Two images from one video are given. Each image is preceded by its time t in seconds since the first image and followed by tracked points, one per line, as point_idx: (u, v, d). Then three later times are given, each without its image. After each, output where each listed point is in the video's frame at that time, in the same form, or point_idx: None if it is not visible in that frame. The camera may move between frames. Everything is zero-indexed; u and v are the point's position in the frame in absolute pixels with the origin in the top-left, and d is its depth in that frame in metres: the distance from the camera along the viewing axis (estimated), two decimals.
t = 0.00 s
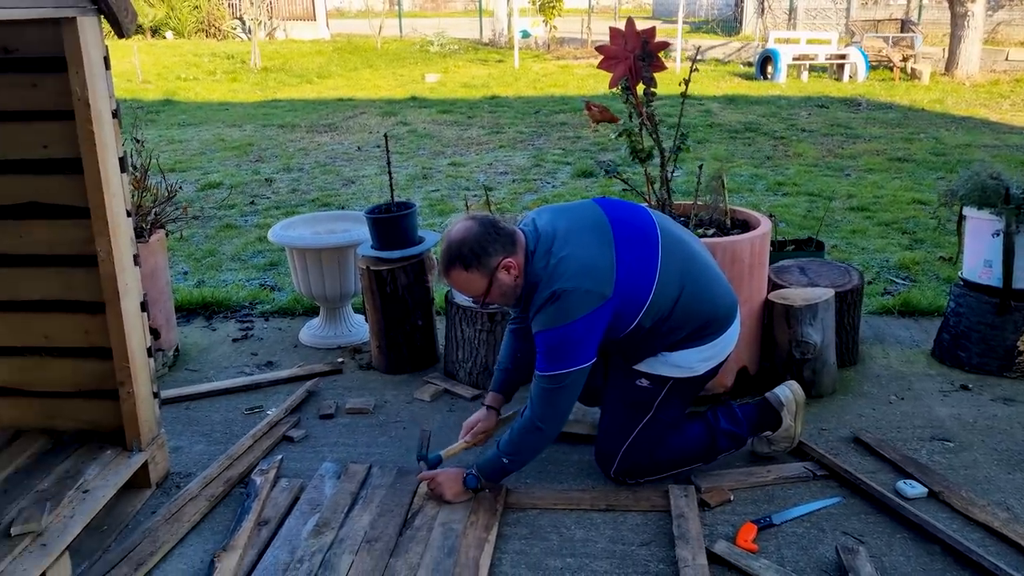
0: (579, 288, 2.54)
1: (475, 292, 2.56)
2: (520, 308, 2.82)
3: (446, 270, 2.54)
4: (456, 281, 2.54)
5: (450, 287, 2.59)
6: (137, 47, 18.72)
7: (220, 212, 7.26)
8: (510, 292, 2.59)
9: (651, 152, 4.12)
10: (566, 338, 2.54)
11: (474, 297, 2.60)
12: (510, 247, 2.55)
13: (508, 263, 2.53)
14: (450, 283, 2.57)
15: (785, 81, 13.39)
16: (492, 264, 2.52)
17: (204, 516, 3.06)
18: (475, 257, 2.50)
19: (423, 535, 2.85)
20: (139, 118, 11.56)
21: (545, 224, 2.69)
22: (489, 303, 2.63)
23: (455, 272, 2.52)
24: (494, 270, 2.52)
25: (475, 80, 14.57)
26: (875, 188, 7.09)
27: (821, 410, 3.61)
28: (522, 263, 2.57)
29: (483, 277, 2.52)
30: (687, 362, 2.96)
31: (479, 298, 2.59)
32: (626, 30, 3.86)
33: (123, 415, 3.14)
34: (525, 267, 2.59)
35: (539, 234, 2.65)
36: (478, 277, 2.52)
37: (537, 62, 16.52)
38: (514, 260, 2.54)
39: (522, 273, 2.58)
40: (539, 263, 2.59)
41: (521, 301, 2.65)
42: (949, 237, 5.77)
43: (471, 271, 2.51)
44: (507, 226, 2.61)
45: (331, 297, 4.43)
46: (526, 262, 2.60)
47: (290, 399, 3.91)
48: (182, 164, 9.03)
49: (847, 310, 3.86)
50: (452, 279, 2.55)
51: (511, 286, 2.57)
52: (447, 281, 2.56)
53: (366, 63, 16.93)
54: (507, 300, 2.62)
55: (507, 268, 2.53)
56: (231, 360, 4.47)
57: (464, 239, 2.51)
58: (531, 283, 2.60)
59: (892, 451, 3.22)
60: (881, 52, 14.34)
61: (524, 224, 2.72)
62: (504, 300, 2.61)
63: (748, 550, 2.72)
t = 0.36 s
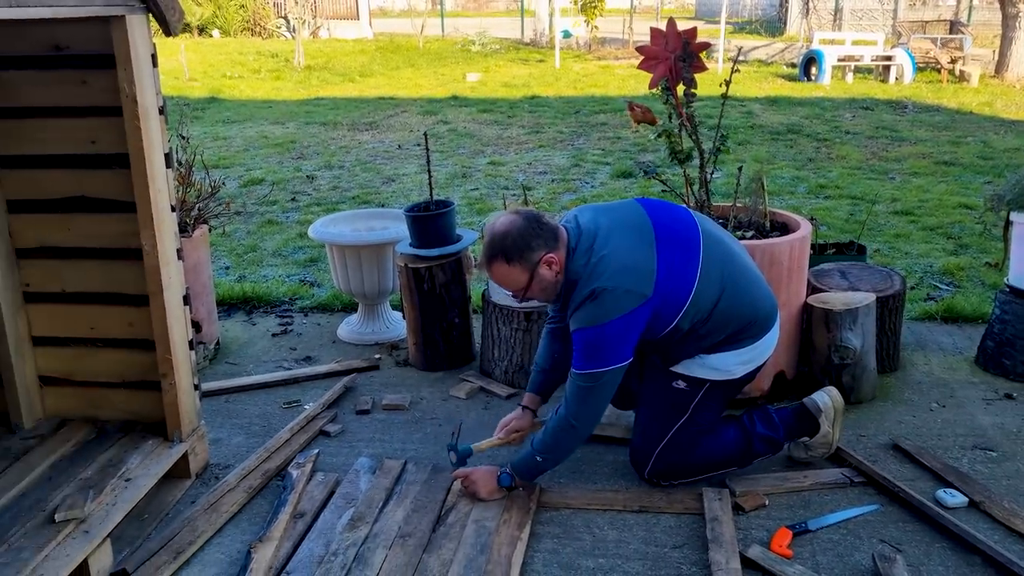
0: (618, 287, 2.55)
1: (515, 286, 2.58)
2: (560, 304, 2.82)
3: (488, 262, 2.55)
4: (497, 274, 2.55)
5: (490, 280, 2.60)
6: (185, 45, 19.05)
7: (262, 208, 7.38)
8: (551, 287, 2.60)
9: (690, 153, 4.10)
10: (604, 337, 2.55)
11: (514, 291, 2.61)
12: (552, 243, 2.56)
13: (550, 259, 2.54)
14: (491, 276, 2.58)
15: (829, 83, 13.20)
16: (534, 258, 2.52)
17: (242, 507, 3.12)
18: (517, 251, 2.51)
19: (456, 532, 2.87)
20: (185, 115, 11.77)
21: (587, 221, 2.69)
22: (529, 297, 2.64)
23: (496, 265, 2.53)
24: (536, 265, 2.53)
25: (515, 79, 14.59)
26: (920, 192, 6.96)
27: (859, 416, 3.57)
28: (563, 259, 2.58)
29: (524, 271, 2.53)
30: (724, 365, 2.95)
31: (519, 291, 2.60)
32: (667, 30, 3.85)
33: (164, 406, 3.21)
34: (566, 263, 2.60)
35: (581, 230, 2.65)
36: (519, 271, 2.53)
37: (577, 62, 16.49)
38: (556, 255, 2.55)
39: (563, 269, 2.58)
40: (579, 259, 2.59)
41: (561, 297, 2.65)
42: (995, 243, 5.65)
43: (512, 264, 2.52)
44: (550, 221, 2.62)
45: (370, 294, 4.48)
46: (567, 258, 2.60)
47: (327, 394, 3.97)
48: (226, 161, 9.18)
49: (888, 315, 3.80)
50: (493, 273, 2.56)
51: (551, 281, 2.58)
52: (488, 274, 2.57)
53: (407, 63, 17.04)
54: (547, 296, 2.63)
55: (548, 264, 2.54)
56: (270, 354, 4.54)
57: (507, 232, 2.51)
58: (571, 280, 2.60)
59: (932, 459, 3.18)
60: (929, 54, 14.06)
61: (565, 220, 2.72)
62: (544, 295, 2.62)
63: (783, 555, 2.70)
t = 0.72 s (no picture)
0: (651, 280, 2.54)
1: (541, 284, 2.57)
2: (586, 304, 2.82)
3: (514, 259, 2.54)
4: (523, 272, 2.54)
5: (514, 277, 2.60)
6: (215, 44, 19.24)
7: (289, 206, 7.44)
8: (575, 285, 2.60)
9: (716, 156, 4.08)
10: (646, 331, 2.52)
11: (539, 289, 2.61)
12: (578, 240, 2.56)
13: (576, 257, 2.54)
14: (516, 274, 2.58)
15: (859, 85, 13.06)
16: (560, 256, 2.52)
17: (265, 503, 3.15)
18: (544, 249, 2.50)
19: (476, 531, 2.88)
20: (215, 113, 11.90)
21: (609, 219, 2.70)
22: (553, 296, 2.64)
23: (522, 262, 2.52)
24: (562, 263, 2.53)
25: (542, 80, 14.59)
26: (951, 197, 6.87)
27: (885, 423, 3.53)
28: (589, 257, 2.58)
29: (551, 268, 2.53)
30: (750, 368, 2.94)
31: (544, 289, 2.59)
32: (694, 31, 3.84)
33: (190, 401, 3.25)
34: (592, 260, 2.60)
35: (607, 229, 2.65)
36: (546, 268, 2.52)
37: (605, 63, 16.44)
38: (582, 253, 2.55)
39: (589, 266, 2.58)
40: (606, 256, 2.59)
41: (586, 295, 2.65)
42: None
43: (539, 262, 2.51)
44: (576, 219, 2.62)
45: (394, 292, 4.50)
46: (593, 256, 2.60)
47: (351, 392, 3.99)
48: (254, 159, 9.27)
49: (916, 321, 3.75)
50: (519, 271, 2.56)
51: (577, 278, 2.58)
52: (513, 272, 2.56)
53: (435, 62, 17.09)
54: (573, 294, 2.63)
55: (574, 261, 2.54)
56: (295, 351, 4.58)
57: (533, 229, 2.51)
58: (597, 278, 2.60)
59: (959, 467, 3.13)
60: (961, 57, 13.88)
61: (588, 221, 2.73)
62: (568, 293, 2.62)
63: (805, 562, 2.67)
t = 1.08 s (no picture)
0: (675, 280, 2.51)
1: (556, 293, 2.56)
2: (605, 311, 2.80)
3: (529, 270, 2.54)
4: (538, 281, 2.54)
5: (531, 287, 2.59)
6: (229, 42, 19.31)
7: (302, 205, 7.46)
8: (591, 294, 2.59)
9: (731, 158, 4.06)
10: (680, 332, 2.49)
11: (555, 298, 2.60)
12: (592, 248, 2.55)
13: (591, 264, 2.53)
14: (532, 284, 2.57)
15: (874, 88, 12.98)
16: (575, 264, 2.52)
17: (276, 502, 3.16)
18: (559, 258, 2.50)
19: (487, 533, 2.88)
20: (229, 112, 11.95)
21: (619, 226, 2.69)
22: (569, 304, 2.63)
23: (537, 271, 2.51)
24: (577, 271, 2.52)
25: (556, 80, 14.58)
26: (966, 201, 6.82)
27: (899, 428, 3.50)
28: (604, 264, 2.57)
29: (566, 277, 2.52)
30: (763, 371, 2.92)
31: (560, 299, 2.59)
32: (710, 33, 3.82)
33: (202, 399, 3.27)
34: (607, 267, 2.59)
35: (621, 235, 2.65)
36: (561, 278, 2.52)
37: (618, 63, 16.42)
38: (597, 260, 2.55)
39: (604, 274, 2.57)
40: (622, 261, 2.58)
41: (604, 303, 2.64)
42: None
43: (554, 271, 2.51)
44: (589, 227, 2.61)
45: (407, 292, 4.50)
46: (609, 262, 2.59)
47: (362, 391, 4.00)
48: (268, 157, 9.30)
49: (931, 326, 3.73)
50: (534, 280, 2.55)
51: (593, 286, 2.57)
52: (529, 282, 2.56)
53: (448, 62, 17.10)
54: (588, 302, 2.62)
55: (589, 269, 2.53)
56: (307, 350, 4.59)
57: (548, 238, 2.51)
58: (614, 285, 2.59)
59: (974, 474, 3.11)
60: (978, 60, 13.78)
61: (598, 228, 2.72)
62: (585, 302, 2.61)
63: (818, 567, 2.66)
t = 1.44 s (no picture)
0: (688, 279, 2.51)
1: (569, 294, 2.57)
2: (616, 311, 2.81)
3: (540, 270, 2.54)
4: (550, 282, 2.54)
5: (542, 287, 2.60)
6: (239, 42, 19.36)
7: (311, 204, 7.49)
8: (603, 294, 2.60)
9: (740, 159, 4.07)
10: (694, 330, 2.49)
11: (568, 299, 2.61)
12: (603, 248, 2.56)
13: (603, 265, 2.55)
14: (544, 285, 2.58)
15: (883, 91, 12.95)
16: (587, 264, 2.52)
17: (286, 500, 3.17)
18: (571, 258, 2.50)
19: (496, 532, 2.89)
20: (238, 110, 11.99)
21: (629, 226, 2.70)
22: (580, 304, 2.64)
23: (550, 272, 2.52)
24: (589, 272, 2.53)
25: (564, 81, 14.58)
26: (975, 204, 6.81)
27: (907, 431, 3.50)
28: (615, 264, 2.58)
29: (578, 278, 2.53)
30: (774, 371, 2.92)
31: (571, 299, 2.60)
32: (721, 35, 3.82)
33: (213, 397, 3.28)
34: (619, 267, 2.60)
35: (632, 235, 2.66)
36: (573, 278, 2.53)
37: (626, 64, 16.43)
38: (609, 261, 2.56)
39: (616, 274, 2.58)
40: (633, 261, 2.59)
41: (615, 303, 2.65)
42: None
43: (566, 272, 2.51)
44: (600, 227, 2.62)
45: (416, 292, 4.51)
46: (621, 262, 2.60)
47: (371, 390, 4.01)
48: (276, 156, 9.33)
49: (941, 329, 3.72)
50: (546, 281, 2.56)
51: (605, 286, 2.58)
52: (540, 283, 2.57)
53: (456, 62, 17.12)
54: (600, 302, 2.62)
55: (601, 270, 2.54)
56: (316, 349, 4.61)
57: (560, 239, 2.51)
58: (626, 285, 2.60)
59: (983, 478, 3.11)
60: (987, 63, 13.75)
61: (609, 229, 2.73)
62: (597, 301, 2.62)
63: (827, 569, 2.66)
